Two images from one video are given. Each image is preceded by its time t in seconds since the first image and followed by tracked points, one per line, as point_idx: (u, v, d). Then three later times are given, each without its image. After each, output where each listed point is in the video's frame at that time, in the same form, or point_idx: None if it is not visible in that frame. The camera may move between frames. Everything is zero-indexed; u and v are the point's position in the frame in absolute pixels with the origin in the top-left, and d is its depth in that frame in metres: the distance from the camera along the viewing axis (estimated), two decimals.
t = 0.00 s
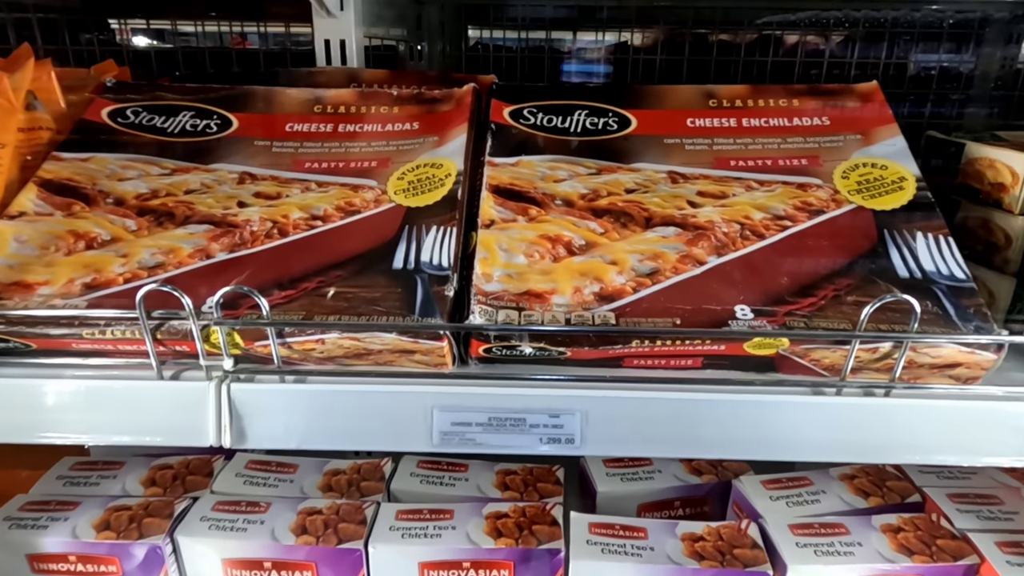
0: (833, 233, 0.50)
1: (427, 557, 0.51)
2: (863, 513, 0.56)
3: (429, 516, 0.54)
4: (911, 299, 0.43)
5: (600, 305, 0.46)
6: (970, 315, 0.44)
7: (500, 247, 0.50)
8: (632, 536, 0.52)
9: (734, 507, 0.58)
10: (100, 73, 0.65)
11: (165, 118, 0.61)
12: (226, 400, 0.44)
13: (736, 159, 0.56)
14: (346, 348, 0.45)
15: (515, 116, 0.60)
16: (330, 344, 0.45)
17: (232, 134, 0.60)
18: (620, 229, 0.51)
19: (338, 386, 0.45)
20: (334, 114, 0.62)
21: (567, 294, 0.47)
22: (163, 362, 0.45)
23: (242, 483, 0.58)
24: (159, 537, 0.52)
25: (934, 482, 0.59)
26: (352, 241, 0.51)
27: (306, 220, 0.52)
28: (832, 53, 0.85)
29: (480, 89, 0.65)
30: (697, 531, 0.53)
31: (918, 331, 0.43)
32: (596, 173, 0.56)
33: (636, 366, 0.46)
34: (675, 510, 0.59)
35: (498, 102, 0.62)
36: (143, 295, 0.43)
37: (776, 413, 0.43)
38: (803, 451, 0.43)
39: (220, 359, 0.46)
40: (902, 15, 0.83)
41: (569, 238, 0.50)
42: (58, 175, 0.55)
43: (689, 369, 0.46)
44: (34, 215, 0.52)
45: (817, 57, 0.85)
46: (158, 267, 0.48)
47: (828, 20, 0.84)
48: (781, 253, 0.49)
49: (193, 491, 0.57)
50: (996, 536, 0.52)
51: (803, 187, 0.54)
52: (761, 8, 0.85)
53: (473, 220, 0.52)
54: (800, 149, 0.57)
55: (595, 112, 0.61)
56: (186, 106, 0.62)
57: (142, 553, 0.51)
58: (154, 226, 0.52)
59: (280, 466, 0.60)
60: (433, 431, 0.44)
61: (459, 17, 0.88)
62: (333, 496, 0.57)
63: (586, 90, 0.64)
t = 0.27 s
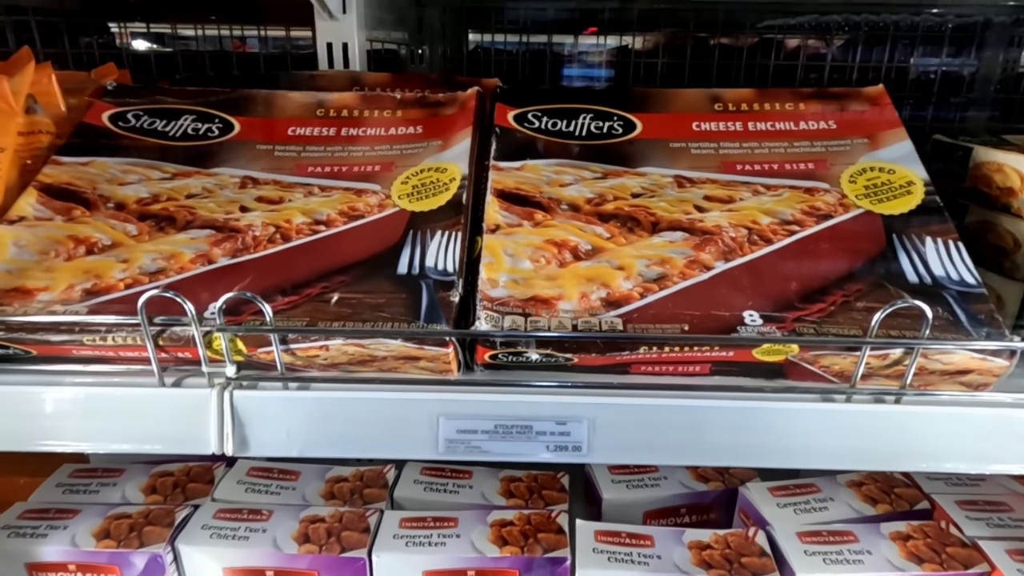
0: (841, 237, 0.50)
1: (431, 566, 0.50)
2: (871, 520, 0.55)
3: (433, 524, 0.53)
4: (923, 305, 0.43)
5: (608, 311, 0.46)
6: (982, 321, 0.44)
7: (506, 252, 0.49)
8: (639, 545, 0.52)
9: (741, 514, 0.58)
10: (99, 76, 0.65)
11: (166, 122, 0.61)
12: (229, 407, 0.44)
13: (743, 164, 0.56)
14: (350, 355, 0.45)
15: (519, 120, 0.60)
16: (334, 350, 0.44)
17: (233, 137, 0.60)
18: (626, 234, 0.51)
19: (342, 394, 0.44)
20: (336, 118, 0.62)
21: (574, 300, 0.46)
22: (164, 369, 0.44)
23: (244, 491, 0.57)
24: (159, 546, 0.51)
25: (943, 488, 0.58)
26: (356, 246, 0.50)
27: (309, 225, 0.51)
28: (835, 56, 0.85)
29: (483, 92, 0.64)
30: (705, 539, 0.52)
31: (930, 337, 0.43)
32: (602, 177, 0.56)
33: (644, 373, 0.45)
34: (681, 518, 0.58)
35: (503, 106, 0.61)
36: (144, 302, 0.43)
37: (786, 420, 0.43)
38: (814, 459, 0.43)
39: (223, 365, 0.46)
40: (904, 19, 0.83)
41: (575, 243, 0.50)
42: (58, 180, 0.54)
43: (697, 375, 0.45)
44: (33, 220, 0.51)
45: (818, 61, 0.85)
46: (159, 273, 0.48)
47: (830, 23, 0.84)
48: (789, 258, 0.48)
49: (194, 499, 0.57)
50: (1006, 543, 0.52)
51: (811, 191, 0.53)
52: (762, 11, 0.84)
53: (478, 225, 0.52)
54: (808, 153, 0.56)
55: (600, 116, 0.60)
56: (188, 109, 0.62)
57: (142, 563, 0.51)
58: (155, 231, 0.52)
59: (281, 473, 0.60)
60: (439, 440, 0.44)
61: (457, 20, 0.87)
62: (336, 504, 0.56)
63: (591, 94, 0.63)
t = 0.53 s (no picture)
0: (835, 256, 0.52)
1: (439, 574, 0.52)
2: (864, 529, 0.57)
3: (440, 534, 0.55)
4: (911, 323, 0.45)
5: (609, 327, 0.48)
6: (968, 337, 0.46)
7: (511, 270, 0.51)
8: (640, 553, 0.53)
9: (739, 524, 0.60)
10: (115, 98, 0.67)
11: (181, 143, 0.63)
12: (245, 421, 0.45)
13: (739, 184, 0.58)
14: (362, 371, 0.46)
15: (523, 141, 0.62)
16: (347, 366, 0.46)
17: (247, 158, 0.62)
18: (627, 253, 0.53)
19: (355, 409, 0.46)
20: (346, 139, 0.64)
21: (577, 317, 0.48)
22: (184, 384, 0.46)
23: (256, 501, 0.59)
24: (176, 555, 0.52)
25: (934, 498, 0.60)
26: (367, 265, 0.52)
27: (322, 245, 0.53)
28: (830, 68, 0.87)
29: (488, 114, 0.66)
30: (704, 548, 0.54)
31: (917, 354, 0.45)
32: (603, 198, 0.58)
33: (644, 387, 0.47)
34: (680, 527, 0.60)
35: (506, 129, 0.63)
36: (165, 320, 0.45)
37: (781, 433, 0.44)
38: (808, 470, 0.45)
39: (240, 381, 0.47)
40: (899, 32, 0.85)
41: (578, 262, 0.52)
42: (78, 201, 0.56)
43: (695, 390, 0.47)
44: (55, 240, 0.53)
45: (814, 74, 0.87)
46: (178, 291, 0.50)
47: (825, 37, 0.86)
48: (785, 275, 0.50)
49: (208, 510, 0.58)
50: (995, 552, 0.53)
51: (804, 212, 0.55)
52: (757, 24, 0.86)
53: (485, 243, 0.53)
54: (801, 174, 0.58)
55: (601, 137, 0.63)
56: (202, 131, 0.64)
57: (159, 571, 0.52)
58: (173, 250, 0.54)
59: (292, 484, 0.61)
60: (448, 452, 0.45)
61: (460, 33, 0.89)
62: (346, 514, 0.58)
63: (593, 115, 0.66)
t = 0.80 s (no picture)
0: (821, 286, 0.56)
1: None
2: (852, 541, 0.61)
3: (454, 545, 0.58)
4: (889, 349, 0.49)
5: (613, 352, 0.51)
6: (944, 362, 0.50)
7: (521, 299, 0.55)
8: (641, 563, 0.57)
9: (734, 535, 0.63)
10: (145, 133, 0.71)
11: (209, 176, 0.67)
12: (277, 440, 0.49)
13: (732, 216, 0.62)
14: (385, 393, 0.50)
15: (530, 175, 0.66)
16: (371, 390, 0.50)
17: (271, 191, 0.66)
18: (628, 282, 0.57)
19: (378, 429, 0.50)
20: (363, 172, 0.68)
21: (583, 343, 0.52)
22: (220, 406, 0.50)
23: (279, 514, 0.62)
24: (207, 565, 0.56)
25: (918, 511, 0.64)
26: (387, 294, 0.56)
27: (344, 274, 0.57)
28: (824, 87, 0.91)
29: (498, 148, 0.70)
30: (702, 558, 0.58)
31: (896, 378, 0.48)
32: (606, 229, 0.62)
33: (645, 408, 0.51)
34: (680, 538, 0.63)
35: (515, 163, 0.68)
36: (205, 347, 0.49)
37: (772, 451, 0.48)
38: (797, 486, 0.48)
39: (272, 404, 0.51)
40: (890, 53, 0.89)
41: (583, 290, 0.56)
42: (116, 233, 0.60)
43: (692, 411, 0.51)
44: (96, 270, 0.57)
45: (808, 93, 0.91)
46: (212, 319, 0.54)
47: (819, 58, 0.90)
48: (775, 304, 0.54)
49: (234, 522, 0.62)
50: (974, 562, 0.57)
51: (793, 243, 0.59)
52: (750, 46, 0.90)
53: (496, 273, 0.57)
54: (791, 207, 0.62)
55: (603, 171, 0.67)
56: (227, 164, 0.68)
57: None
58: (206, 279, 0.57)
59: (313, 498, 0.65)
60: (464, 469, 0.49)
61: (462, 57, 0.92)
62: (364, 526, 0.62)
63: (595, 150, 0.70)
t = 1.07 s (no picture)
0: (808, 330, 0.61)
1: None
2: (839, 562, 0.66)
3: (472, 567, 0.63)
4: (868, 392, 0.54)
5: (619, 392, 0.57)
6: (918, 402, 0.55)
7: (535, 342, 0.61)
8: None
9: (730, 557, 0.68)
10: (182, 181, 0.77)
11: (243, 223, 0.72)
12: (315, 474, 0.54)
13: (727, 263, 0.68)
14: (413, 431, 0.56)
15: (540, 223, 0.72)
16: (400, 428, 0.55)
17: (301, 238, 0.71)
18: (632, 326, 0.62)
19: (407, 463, 0.55)
20: (386, 220, 0.74)
21: (591, 384, 0.57)
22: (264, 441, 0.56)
23: (309, 539, 0.67)
24: None
25: (900, 534, 0.69)
26: (412, 337, 0.61)
27: (373, 318, 0.63)
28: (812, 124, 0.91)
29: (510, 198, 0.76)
30: None
31: (874, 418, 0.54)
32: (610, 275, 0.67)
33: (648, 443, 0.56)
34: (680, 560, 0.69)
35: (526, 211, 0.73)
36: (253, 390, 0.54)
37: (762, 484, 0.54)
38: (784, 514, 0.54)
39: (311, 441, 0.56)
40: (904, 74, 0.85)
41: (591, 333, 0.61)
42: (162, 279, 0.66)
43: (691, 446, 0.56)
44: (146, 315, 0.62)
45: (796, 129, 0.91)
46: (254, 361, 0.59)
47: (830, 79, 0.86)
48: (766, 347, 0.60)
49: (268, 546, 0.67)
50: None
51: (783, 289, 0.65)
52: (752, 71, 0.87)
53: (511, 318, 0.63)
54: (780, 254, 0.68)
55: (608, 219, 0.72)
56: (260, 212, 0.74)
57: None
58: (245, 323, 0.63)
59: (339, 523, 0.70)
60: (484, 499, 0.54)
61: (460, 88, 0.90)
62: (388, 549, 0.67)
63: (600, 198, 0.75)
